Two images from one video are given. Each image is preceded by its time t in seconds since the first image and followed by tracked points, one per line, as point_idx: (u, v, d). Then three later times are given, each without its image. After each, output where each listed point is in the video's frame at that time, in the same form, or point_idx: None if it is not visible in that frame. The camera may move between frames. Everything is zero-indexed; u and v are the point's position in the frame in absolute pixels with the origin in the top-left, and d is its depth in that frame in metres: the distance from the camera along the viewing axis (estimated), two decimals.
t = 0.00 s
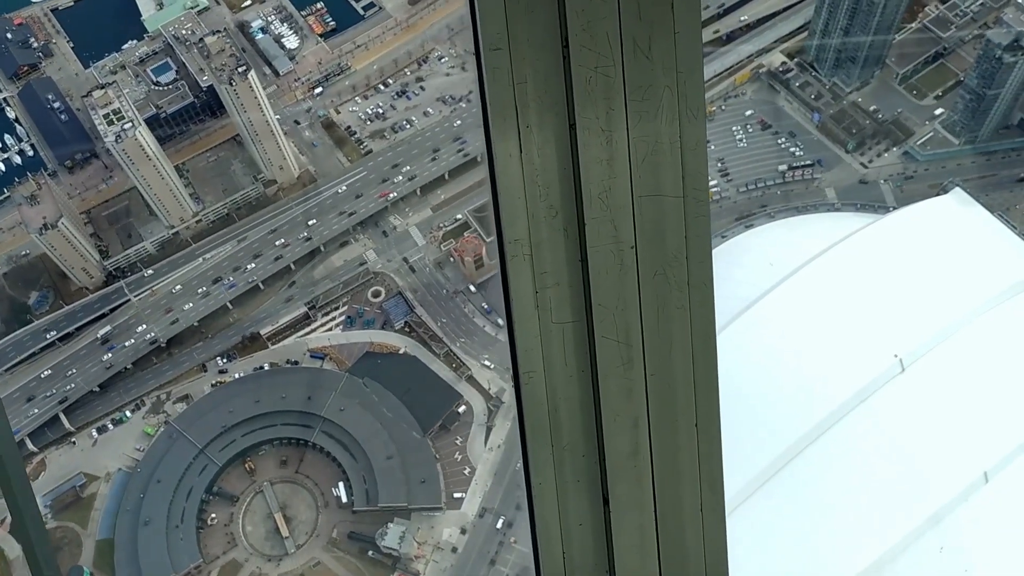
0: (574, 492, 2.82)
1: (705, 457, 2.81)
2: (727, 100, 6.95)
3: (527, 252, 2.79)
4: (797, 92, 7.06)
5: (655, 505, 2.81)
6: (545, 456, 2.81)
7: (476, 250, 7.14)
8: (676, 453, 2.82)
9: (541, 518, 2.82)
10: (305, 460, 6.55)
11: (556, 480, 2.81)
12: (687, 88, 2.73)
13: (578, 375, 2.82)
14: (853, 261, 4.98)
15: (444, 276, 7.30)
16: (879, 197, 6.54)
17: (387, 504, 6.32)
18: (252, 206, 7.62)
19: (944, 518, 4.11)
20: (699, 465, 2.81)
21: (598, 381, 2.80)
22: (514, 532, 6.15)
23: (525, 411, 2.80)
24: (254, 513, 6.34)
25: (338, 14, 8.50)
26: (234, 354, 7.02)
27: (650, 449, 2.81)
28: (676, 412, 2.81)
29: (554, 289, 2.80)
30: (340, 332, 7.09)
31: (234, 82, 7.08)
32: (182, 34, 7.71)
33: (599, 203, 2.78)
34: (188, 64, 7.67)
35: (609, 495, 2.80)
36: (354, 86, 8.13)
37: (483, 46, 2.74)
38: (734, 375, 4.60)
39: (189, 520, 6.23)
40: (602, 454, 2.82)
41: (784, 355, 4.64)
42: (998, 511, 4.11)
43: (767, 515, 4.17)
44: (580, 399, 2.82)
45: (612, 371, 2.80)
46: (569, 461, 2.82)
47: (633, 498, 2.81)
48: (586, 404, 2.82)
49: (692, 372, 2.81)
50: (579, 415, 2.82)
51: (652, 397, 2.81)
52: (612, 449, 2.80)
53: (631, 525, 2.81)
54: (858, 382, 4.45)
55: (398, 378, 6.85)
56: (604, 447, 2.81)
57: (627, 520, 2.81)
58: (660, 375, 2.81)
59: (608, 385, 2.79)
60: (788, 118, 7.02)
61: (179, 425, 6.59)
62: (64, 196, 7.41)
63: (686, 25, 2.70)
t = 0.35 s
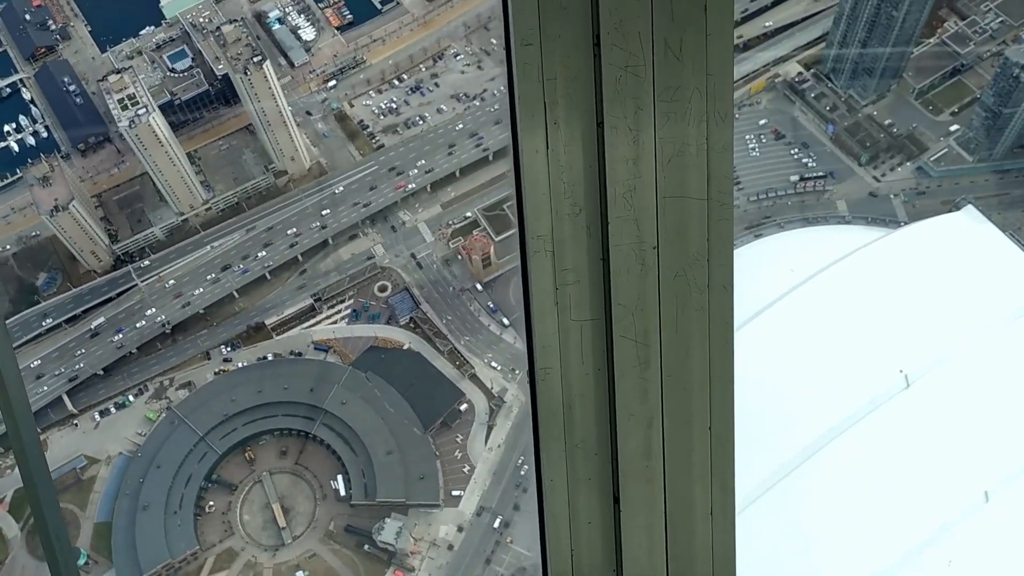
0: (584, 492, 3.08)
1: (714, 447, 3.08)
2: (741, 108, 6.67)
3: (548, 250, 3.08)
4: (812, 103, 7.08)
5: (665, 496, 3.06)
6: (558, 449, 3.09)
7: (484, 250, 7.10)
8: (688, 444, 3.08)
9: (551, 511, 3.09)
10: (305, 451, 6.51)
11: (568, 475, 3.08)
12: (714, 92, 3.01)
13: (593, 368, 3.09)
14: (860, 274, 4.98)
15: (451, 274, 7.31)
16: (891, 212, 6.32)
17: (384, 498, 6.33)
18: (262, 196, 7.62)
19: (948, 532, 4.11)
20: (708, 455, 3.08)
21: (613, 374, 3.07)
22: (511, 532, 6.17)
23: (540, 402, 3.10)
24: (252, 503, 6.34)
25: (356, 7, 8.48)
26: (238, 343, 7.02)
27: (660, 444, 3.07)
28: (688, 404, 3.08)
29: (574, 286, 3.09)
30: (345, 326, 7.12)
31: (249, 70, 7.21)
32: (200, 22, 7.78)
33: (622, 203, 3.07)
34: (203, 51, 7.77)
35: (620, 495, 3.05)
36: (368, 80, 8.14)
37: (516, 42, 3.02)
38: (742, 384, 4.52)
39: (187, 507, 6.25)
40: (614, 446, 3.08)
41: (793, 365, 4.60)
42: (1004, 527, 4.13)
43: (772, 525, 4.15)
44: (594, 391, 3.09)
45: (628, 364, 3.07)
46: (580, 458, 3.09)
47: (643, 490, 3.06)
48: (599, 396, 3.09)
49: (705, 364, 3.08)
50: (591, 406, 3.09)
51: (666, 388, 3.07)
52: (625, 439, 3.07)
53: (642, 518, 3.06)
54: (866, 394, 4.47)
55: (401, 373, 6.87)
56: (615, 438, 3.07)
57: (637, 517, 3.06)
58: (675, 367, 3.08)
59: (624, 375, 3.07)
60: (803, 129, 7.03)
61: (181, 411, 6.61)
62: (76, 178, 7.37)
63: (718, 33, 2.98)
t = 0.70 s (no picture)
0: (600, 497, 3.05)
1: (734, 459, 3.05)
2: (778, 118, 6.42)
3: (578, 252, 3.02)
4: (843, 115, 7.07)
5: (682, 507, 3.03)
6: (576, 453, 3.06)
7: (506, 248, 7.21)
8: (707, 456, 3.05)
9: (568, 514, 3.06)
10: (319, 440, 6.50)
11: (584, 481, 3.04)
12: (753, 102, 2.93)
13: (616, 374, 3.05)
14: (883, 290, 4.95)
15: (472, 271, 7.33)
16: (918, 229, 6.26)
17: (395, 491, 6.38)
18: (289, 184, 7.72)
19: (966, 551, 4.08)
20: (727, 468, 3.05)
21: (636, 382, 3.02)
22: (519, 531, 6.13)
23: (562, 404, 3.06)
24: (264, 488, 6.40)
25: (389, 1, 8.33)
26: (258, 330, 7.06)
27: (682, 452, 3.03)
28: (709, 414, 3.04)
29: (602, 290, 3.02)
30: (365, 317, 7.17)
31: (281, 60, 7.40)
32: (236, 9, 7.96)
33: (654, 210, 2.98)
34: (238, 40, 7.83)
35: (636, 501, 3.02)
36: (399, 73, 8.15)
37: (555, 44, 2.94)
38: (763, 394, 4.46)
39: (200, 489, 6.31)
40: (633, 453, 3.04)
41: (813, 379, 4.56)
42: None
43: (788, 539, 4.07)
44: (617, 398, 3.05)
45: (652, 374, 3.02)
46: (597, 462, 3.05)
47: (660, 499, 3.03)
48: (620, 402, 3.05)
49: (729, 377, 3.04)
50: (612, 411, 3.05)
51: (688, 400, 3.03)
52: (644, 448, 3.02)
53: (657, 525, 3.03)
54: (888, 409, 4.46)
55: (418, 367, 6.94)
56: (635, 445, 3.03)
57: (653, 524, 3.02)
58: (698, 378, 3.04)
59: (647, 385, 3.01)
60: (835, 142, 7.07)
61: (199, 395, 6.67)
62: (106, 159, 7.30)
63: (761, 43, 2.89)
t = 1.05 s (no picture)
0: (635, 503, 3.04)
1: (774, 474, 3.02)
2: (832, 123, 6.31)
3: (625, 256, 2.98)
4: (888, 130, 6.99)
5: (718, 517, 3.02)
6: (613, 457, 3.05)
7: (541, 248, 7.19)
8: (746, 469, 3.02)
9: (601, 517, 3.05)
10: (344, 428, 6.58)
11: (620, 485, 3.04)
12: (812, 115, 2.87)
13: (658, 381, 3.02)
14: (925, 310, 4.87)
15: (506, 269, 7.35)
16: (961, 250, 6.14)
17: (418, 483, 6.40)
18: (328, 173, 7.77)
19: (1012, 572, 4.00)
20: (767, 482, 3.02)
21: (677, 390, 3.00)
22: (539, 531, 6.22)
23: (601, 410, 3.03)
24: (288, 473, 6.48)
25: None
26: (290, 316, 7.11)
27: (720, 461, 3.02)
28: (751, 425, 3.01)
29: (648, 297, 2.99)
30: (397, 309, 7.20)
31: (328, 50, 7.32)
32: None
33: (706, 218, 2.93)
34: (286, 28, 8.03)
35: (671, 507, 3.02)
36: (443, 69, 8.21)
37: (614, 45, 2.87)
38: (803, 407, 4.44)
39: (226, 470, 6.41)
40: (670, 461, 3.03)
41: (853, 393, 4.53)
42: None
43: (829, 547, 4.04)
44: (657, 405, 3.03)
45: (694, 383, 2.99)
46: (634, 469, 3.04)
47: (696, 508, 3.02)
48: (661, 410, 3.02)
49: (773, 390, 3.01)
50: (652, 419, 3.03)
51: (731, 412, 3.00)
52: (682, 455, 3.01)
53: (690, 531, 3.03)
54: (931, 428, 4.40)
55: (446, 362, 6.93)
56: (673, 454, 3.02)
57: (688, 530, 3.03)
58: (741, 390, 3.01)
59: (688, 395, 2.99)
60: (879, 156, 6.98)
61: (229, 377, 6.72)
62: (151, 140, 7.64)
63: (824, 56, 2.84)
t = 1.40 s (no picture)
0: (676, 513, 2.96)
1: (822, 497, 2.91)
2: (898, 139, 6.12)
3: (684, 261, 2.88)
4: (948, 152, 6.81)
5: (760, 537, 2.93)
6: (655, 469, 2.94)
7: (583, 249, 7.09)
8: (794, 488, 2.92)
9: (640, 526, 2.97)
10: (377, 415, 6.73)
11: (661, 499, 2.95)
12: (889, 129, 2.77)
13: (709, 392, 2.92)
14: (975, 334, 4.74)
15: (547, 268, 7.35)
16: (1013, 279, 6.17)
17: (446, 475, 6.40)
18: (377, 162, 7.82)
19: None
20: (813, 505, 2.92)
21: (729, 404, 2.91)
22: (564, 532, 6.19)
23: (649, 419, 2.92)
24: (319, 456, 6.57)
25: None
26: (331, 301, 7.23)
27: (767, 480, 2.92)
28: (801, 446, 2.91)
29: (705, 304, 2.89)
30: (436, 301, 7.23)
31: (384, 41, 7.24)
32: None
33: (771, 227, 2.84)
34: (345, 16, 8.29)
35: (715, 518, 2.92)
36: (498, 66, 8.30)
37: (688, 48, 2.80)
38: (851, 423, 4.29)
39: (259, 448, 6.48)
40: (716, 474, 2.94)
41: (896, 412, 4.38)
42: None
43: (878, 563, 3.98)
44: (705, 416, 2.93)
45: (746, 398, 2.89)
46: (677, 479, 2.94)
47: (738, 524, 2.93)
48: (710, 423, 2.93)
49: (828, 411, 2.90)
50: (699, 430, 2.93)
51: (782, 430, 2.91)
52: (729, 471, 2.92)
53: (731, 550, 2.93)
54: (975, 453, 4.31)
55: (482, 357, 6.91)
56: (720, 468, 2.92)
57: (728, 550, 2.93)
58: (794, 407, 2.90)
59: (740, 409, 2.89)
60: (934, 177, 6.82)
61: (268, 357, 6.84)
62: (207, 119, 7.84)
63: (906, 71, 2.74)
